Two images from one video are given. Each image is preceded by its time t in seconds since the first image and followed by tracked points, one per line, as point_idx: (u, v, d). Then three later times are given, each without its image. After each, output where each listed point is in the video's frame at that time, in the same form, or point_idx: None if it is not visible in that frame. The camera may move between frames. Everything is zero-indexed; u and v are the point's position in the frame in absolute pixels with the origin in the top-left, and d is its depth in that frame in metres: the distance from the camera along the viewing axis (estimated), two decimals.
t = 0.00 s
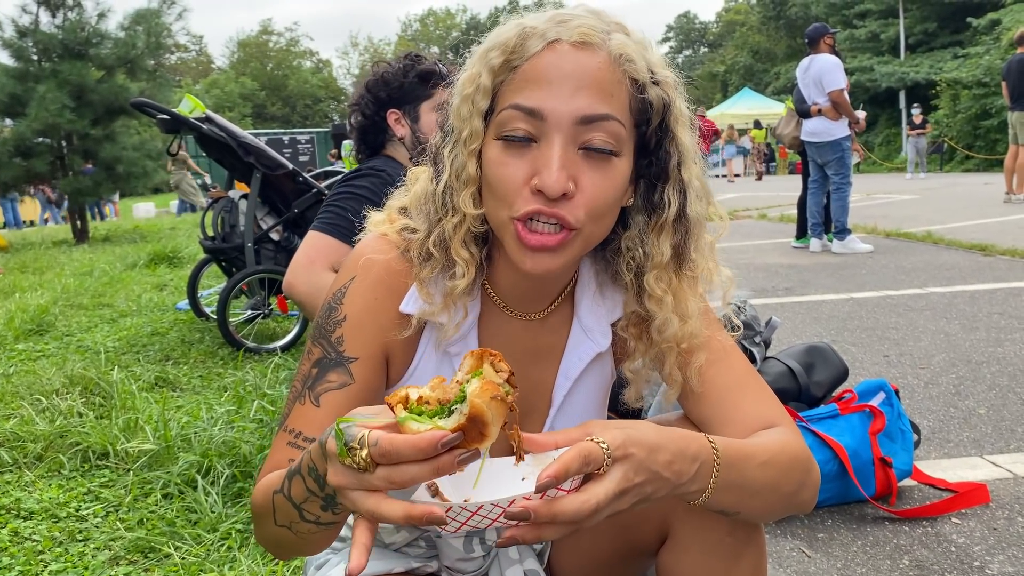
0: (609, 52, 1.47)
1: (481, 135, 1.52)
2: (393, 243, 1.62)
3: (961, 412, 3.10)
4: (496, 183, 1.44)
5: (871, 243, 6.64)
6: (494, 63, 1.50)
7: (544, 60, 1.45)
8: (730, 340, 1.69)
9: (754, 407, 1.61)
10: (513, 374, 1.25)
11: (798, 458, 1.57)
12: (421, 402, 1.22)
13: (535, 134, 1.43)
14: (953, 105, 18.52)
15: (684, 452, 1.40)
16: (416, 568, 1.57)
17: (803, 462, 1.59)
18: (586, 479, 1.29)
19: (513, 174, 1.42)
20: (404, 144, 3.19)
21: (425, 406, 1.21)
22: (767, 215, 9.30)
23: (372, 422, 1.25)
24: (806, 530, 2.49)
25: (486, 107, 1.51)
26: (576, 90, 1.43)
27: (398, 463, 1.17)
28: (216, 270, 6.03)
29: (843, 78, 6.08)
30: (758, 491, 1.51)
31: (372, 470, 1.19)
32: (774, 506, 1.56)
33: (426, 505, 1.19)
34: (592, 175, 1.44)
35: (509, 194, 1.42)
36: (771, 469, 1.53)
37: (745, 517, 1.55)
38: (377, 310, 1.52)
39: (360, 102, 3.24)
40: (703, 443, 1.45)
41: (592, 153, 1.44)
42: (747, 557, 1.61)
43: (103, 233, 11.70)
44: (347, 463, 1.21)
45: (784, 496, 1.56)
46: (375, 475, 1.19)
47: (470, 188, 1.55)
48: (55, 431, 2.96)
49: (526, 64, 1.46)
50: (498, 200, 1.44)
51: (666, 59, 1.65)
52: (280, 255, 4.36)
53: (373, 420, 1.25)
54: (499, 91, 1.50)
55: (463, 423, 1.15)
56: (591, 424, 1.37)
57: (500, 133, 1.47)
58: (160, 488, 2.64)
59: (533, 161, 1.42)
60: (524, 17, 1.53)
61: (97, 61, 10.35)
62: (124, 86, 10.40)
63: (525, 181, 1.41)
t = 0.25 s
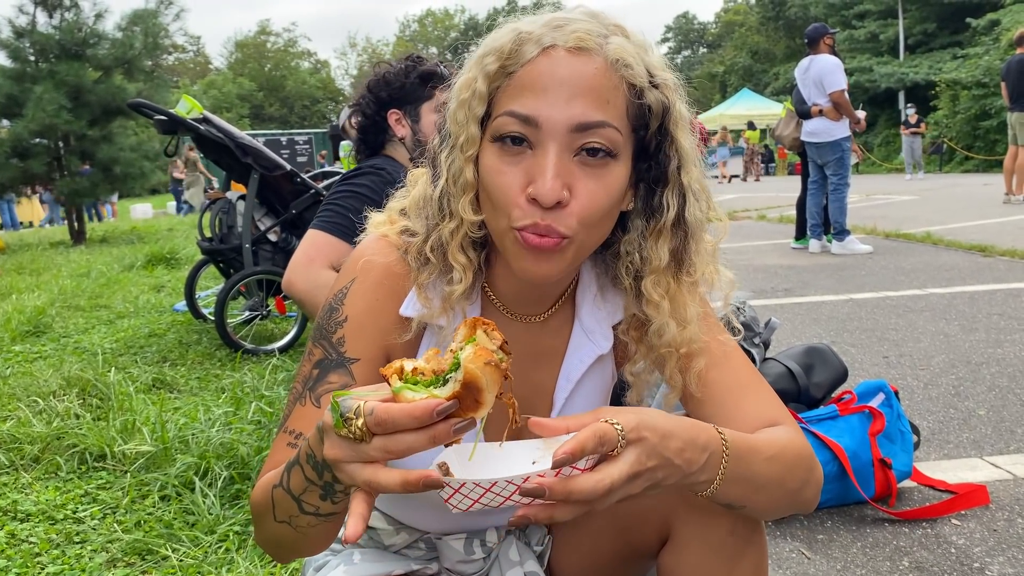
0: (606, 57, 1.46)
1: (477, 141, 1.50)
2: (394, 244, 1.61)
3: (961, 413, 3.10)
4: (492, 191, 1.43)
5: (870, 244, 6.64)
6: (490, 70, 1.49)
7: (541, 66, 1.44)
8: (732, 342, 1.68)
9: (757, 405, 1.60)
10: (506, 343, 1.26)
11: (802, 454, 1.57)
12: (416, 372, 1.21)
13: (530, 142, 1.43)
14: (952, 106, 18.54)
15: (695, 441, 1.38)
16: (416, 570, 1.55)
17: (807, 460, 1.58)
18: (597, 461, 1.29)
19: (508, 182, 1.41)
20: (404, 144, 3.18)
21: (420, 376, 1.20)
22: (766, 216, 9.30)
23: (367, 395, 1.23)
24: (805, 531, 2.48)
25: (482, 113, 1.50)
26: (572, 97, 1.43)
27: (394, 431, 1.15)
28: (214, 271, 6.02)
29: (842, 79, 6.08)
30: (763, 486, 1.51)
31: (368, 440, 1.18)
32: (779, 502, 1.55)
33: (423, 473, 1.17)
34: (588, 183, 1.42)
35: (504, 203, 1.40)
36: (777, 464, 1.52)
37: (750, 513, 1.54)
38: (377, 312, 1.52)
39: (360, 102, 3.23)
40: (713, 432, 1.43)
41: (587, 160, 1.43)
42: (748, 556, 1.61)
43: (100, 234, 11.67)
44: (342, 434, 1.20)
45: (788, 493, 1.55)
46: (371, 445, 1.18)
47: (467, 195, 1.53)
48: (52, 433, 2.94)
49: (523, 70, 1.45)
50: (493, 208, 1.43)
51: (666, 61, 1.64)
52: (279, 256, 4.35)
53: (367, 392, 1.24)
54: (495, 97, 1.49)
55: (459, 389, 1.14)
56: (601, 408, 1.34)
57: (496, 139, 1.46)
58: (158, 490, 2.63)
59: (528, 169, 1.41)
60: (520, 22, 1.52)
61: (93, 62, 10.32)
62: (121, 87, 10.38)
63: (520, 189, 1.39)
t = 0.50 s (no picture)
0: (606, 68, 1.44)
1: (476, 150, 1.49)
2: (392, 248, 1.61)
3: (961, 414, 3.09)
4: (492, 204, 1.43)
5: (870, 245, 6.64)
6: (488, 79, 1.46)
7: (541, 80, 1.42)
8: (730, 342, 1.67)
9: (755, 410, 1.59)
10: (508, 391, 1.24)
11: (801, 460, 1.55)
12: (417, 422, 1.20)
13: (530, 156, 1.42)
14: (951, 106, 18.55)
15: (689, 467, 1.38)
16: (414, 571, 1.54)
17: (806, 465, 1.57)
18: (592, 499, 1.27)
19: (509, 195, 1.41)
20: (404, 145, 3.17)
21: (422, 426, 1.19)
22: (766, 216, 9.31)
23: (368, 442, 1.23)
24: (805, 533, 2.47)
25: (481, 123, 1.49)
26: (571, 111, 1.41)
27: (396, 485, 1.15)
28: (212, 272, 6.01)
29: (842, 79, 6.08)
30: (762, 498, 1.49)
31: (370, 493, 1.18)
32: (779, 510, 1.54)
33: (424, 528, 1.18)
34: (588, 196, 1.42)
35: (505, 216, 1.41)
36: (775, 474, 1.51)
37: (750, 523, 1.53)
38: (376, 317, 1.51)
39: (360, 102, 3.22)
40: (708, 455, 1.43)
41: (587, 174, 1.43)
42: (747, 561, 1.60)
43: (98, 235, 11.65)
44: (344, 486, 1.20)
45: (788, 499, 1.54)
46: (374, 497, 1.18)
47: (466, 203, 1.53)
48: (50, 435, 2.93)
49: (522, 82, 1.44)
50: (493, 219, 1.44)
51: (665, 63, 1.62)
52: (276, 257, 4.34)
53: (370, 439, 1.23)
54: (493, 108, 1.48)
55: (460, 444, 1.13)
56: (597, 442, 1.36)
57: (495, 152, 1.45)
58: (155, 492, 2.62)
59: (528, 182, 1.41)
60: (517, 30, 1.50)
61: (91, 62, 10.31)
62: (119, 87, 10.36)
63: (521, 204, 1.40)
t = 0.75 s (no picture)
0: (610, 74, 1.43)
1: (477, 154, 1.48)
2: (393, 248, 1.59)
3: (961, 414, 3.09)
4: (493, 207, 1.43)
5: (870, 245, 6.64)
6: (491, 83, 1.45)
7: (543, 85, 1.41)
8: (731, 346, 1.67)
9: (756, 411, 1.58)
10: (506, 398, 1.23)
11: (801, 462, 1.54)
12: (414, 430, 1.18)
13: (531, 162, 1.41)
14: (952, 106, 18.55)
15: (688, 467, 1.37)
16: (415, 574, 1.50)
17: (806, 467, 1.56)
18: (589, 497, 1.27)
19: (509, 201, 1.41)
20: (405, 146, 3.16)
21: (420, 435, 1.17)
22: (765, 216, 9.31)
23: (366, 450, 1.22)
24: (806, 534, 2.47)
25: (483, 127, 1.47)
26: (573, 118, 1.40)
27: (396, 496, 1.15)
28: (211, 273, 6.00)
29: (841, 79, 6.07)
30: (761, 499, 1.48)
31: (371, 503, 1.17)
32: (778, 512, 1.53)
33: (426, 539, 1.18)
34: (589, 204, 1.42)
35: (505, 221, 1.41)
36: (774, 476, 1.50)
37: (749, 524, 1.52)
38: (377, 317, 1.50)
39: (360, 102, 3.22)
40: (707, 455, 1.42)
41: (589, 182, 1.42)
42: (747, 563, 1.59)
43: (96, 236, 11.63)
44: (344, 497, 1.19)
45: (788, 501, 1.53)
46: (374, 508, 1.17)
47: (467, 206, 1.52)
48: (48, 436, 2.92)
49: (525, 87, 1.42)
50: (494, 224, 1.44)
51: (670, 66, 1.61)
52: (275, 258, 4.34)
53: (368, 450, 1.22)
54: (495, 112, 1.46)
55: (460, 453, 1.12)
56: (595, 440, 1.35)
57: (496, 157, 1.44)
58: (154, 494, 2.61)
59: (529, 189, 1.41)
60: (521, 33, 1.48)
61: (89, 63, 10.30)
62: (117, 88, 10.35)
63: (521, 208, 1.40)
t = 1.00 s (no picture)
0: (615, 72, 1.42)
1: (481, 148, 1.47)
2: (392, 248, 1.58)
3: (961, 415, 3.08)
4: (495, 200, 1.44)
5: (870, 245, 6.64)
6: (497, 77, 1.44)
7: (549, 80, 1.40)
8: (731, 348, 1.66)
9: (754, 413, 1.57)
10: (498, 398, 1.22)
11: (800, 466, 1.53)
12: (406, 435, 1.17)
13: (535, 155, 1.41)
14: (952, 106, 18.55)
15: (683, 470, 1.37)
16: None
17: (804, 470, 1.55)
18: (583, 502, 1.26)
19: (512, 192, 1.41)
20: (404, 147, 3.14)
21: (412, 440, 1.16)
22: (765, 217, 9.30)
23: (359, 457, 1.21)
24: (805, 535, 2.46)
25: (488, 121, 1.46)
26: (579, 112, 1.39)
27: (391, 502, 1.14)
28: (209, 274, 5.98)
29: (841, 79, 6.07)
30: (758, 502, 1.47)
31: (365, 510, 1.16)
32: (775, 516, 1.51)
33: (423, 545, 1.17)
34: (592, 198, 1.42)
35: (509, 212, 1.42)
36: (771, 478, 1.49)
37: (746, 527, 1.51)
38: (375, 318, 1.49)
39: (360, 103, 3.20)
40: (703, 459, 1.41)
41: (593, 176, 1.42)
42: (745, 566, 1.58)
43: (95, 237, 11.61)
44: (338, 505, 1.18)
45: (785, 505, 1.52)
46: (369, 515, 1.16)
47: (470, 200, 1.51)
48: (46, 438, 2.91)
49: (531, 82, 1.41)
50: (496, 215, 1.44)
51: (672, 67, 1.59)
52: (274, 258, 4.31)
53: (359, 456, 1.22)
54: (500, 106, 1.45)
55: (454, 457, 1.11)
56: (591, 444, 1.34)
57: (500, 150, 1.44)
58: (152, 495, 2.60)
59: (532, 181, 1.41)
60: (528, 29, 1.47)
61: (87, 63, 10.28)
62: (115, 88, 10.35)
63: (524, 201, 1.40)
